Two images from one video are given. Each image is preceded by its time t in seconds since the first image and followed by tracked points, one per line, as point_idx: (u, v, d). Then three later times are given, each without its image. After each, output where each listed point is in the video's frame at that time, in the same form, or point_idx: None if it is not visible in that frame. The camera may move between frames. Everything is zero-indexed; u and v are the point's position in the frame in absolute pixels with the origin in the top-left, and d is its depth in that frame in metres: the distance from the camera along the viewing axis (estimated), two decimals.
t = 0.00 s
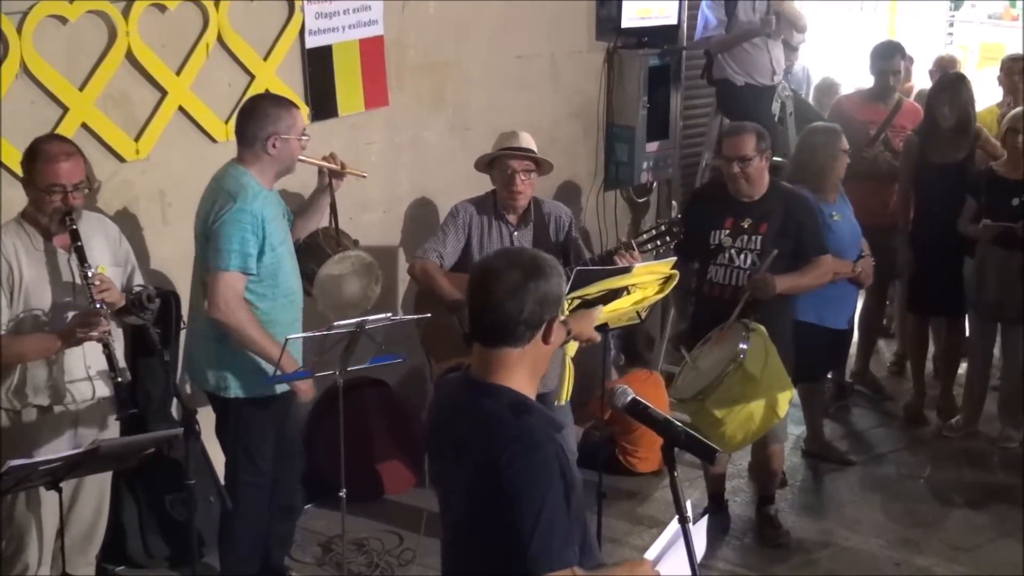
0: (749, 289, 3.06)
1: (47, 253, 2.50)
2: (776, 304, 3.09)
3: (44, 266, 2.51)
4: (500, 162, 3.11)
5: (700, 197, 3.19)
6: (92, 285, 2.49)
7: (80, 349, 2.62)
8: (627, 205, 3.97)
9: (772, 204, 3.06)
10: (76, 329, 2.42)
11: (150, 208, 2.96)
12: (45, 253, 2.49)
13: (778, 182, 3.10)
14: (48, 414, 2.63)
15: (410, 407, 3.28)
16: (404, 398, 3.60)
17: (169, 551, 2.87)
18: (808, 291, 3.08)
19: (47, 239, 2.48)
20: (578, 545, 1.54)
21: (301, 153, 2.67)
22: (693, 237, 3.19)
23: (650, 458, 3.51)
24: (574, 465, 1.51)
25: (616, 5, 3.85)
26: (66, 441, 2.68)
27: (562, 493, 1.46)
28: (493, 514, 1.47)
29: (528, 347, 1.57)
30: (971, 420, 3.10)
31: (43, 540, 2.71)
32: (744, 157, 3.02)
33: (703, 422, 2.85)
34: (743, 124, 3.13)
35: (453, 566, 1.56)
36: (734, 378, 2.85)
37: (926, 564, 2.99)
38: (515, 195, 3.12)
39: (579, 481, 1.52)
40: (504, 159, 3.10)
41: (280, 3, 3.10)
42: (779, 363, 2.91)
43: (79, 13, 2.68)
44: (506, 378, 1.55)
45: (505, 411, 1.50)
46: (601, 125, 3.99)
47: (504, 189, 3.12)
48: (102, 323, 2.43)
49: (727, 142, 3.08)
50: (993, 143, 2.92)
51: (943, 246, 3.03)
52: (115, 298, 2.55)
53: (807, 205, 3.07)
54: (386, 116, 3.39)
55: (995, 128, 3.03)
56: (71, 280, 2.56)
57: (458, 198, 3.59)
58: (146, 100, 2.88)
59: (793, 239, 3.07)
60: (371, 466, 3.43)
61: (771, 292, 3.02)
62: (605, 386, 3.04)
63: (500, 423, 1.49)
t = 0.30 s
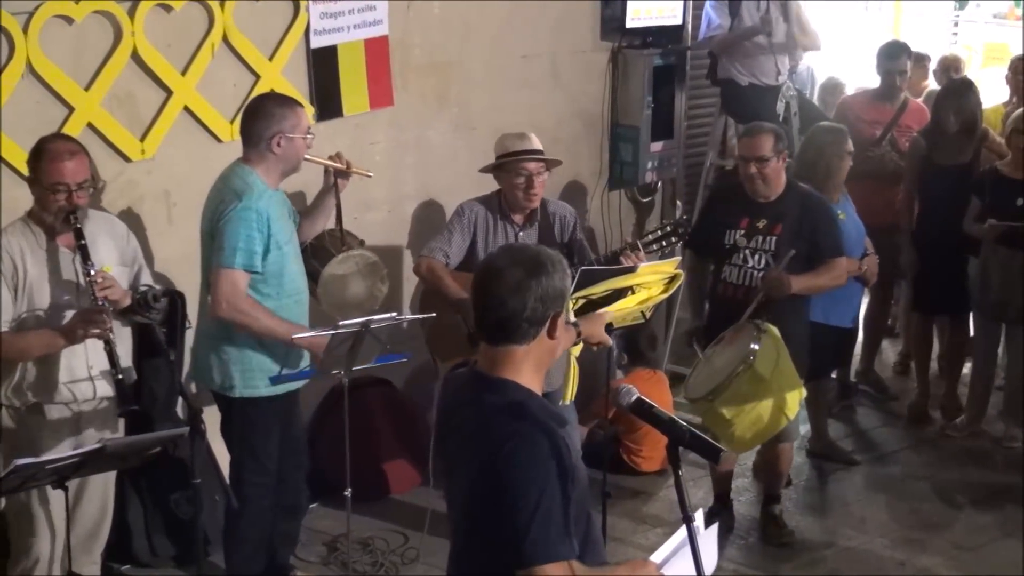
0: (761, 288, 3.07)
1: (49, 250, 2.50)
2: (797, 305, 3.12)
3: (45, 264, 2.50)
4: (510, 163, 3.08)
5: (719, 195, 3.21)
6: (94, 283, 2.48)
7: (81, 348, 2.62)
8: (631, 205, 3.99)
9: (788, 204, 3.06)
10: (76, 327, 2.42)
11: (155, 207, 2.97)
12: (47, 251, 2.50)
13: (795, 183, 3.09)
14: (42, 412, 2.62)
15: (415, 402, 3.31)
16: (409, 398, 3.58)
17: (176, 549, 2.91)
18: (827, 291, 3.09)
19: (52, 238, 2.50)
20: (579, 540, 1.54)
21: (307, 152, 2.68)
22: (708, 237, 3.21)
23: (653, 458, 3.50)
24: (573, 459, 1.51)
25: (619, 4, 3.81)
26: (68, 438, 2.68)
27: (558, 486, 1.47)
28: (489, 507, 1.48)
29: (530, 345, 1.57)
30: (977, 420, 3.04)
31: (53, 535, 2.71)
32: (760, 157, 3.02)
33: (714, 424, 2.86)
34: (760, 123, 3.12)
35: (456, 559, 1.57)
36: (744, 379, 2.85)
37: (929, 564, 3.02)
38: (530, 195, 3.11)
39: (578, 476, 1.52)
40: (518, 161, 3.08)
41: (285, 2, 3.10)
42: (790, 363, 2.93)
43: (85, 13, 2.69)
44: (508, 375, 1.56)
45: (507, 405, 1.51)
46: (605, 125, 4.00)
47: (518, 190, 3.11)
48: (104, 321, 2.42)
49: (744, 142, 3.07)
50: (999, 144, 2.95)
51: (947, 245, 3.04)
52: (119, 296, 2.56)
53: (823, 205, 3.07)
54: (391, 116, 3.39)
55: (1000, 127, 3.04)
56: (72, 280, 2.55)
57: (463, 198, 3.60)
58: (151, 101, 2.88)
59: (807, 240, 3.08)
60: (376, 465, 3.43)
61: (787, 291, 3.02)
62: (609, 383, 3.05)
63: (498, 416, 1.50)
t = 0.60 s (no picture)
0: (773, 290, 3.06)
1: (55, 255, 2.46)
2: (809, 306, 3.10)
3: (50, 269, 2.46)
4: (516, 163, 3.08)
5: (732, 196, 3.19)
6: (98, 291, 2.48)
7: (91, 352, 2.58)
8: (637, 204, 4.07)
9: (798, 206, 3.06)
10: (87, 334, 2.40)
11: (162, 208, 2.97)
12: (51, 257, 2.46)
13: (806, 183, 3.09)
14: (59, 418, 2.56)
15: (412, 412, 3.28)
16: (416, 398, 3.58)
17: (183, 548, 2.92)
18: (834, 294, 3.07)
19: (53, 244, 2.46)
20: (589, 526, 1.54)
21: (310, 152, 2.67)
22: (719, 236, 3.19)
23: (659, 458, 3.53)
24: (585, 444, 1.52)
25: (626, 4, 3.88)
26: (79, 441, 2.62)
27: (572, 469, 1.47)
28: (502, 491, 1.48)
29: (540, 340, 1.54)
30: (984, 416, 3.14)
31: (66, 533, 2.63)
32: (772, 157, 3.02)
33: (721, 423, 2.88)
34: (770, 124, 3.11)
35: (467, 544, 1.57)
36: (750, 378, 2.84)
37: (936, 563, 2.97)
38: (537, 194, 3.12)
39: (590, 461, 1.52)
40: (524, 160, 3.07)
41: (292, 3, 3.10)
42: (797, 363, 2.92)
43: (92, 15, 2.69)
44: (520, 371, 1.53)
45: (521, 390, 1.51)
46: (611, 125, 3.99)
47: (525, 188, 3.11)
48: (113, 330, 2.41)
49: (756, 142, 3.07)
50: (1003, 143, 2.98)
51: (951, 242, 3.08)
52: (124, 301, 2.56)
53: (834, 205, 3.05)
54: (398, 117, 3.39)
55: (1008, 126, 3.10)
56: (78, 284, 2.52)
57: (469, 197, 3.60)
58: (158, 101, 2.89)
59: (818, 240, 3.07)
60: (384, 465, 3.44)
61: (795, 295, 3.02)
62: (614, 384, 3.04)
63: (511, 400, 1.50)
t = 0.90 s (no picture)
0: (775, 290, 3.07)
1: (51, 257, 2.47)
2: (809, 307, 3.11)
3: (44, 272, 2.46)
4: (515, 161, 3.10)
5: (733, 198, 3.20)
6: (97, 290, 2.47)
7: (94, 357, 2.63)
8: (638, 206, 3.99)
9: (800, 205, 3.05)
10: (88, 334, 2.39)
11: (164, 210, 2.98)
12: (46, 259, 2.46)
13: (807, 184, 3.08)
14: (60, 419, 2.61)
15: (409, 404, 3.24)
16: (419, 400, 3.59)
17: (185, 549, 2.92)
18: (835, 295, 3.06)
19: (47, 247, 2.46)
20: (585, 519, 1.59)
21: (306, 150, 2.68)
22: (720, 234, 3.20)
23: (661, 458, 3.54)
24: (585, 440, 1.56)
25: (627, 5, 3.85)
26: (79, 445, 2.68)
27: (573, 464, 1.52)
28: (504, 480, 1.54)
29: (550, 334, 1.60)
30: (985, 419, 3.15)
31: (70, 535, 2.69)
32: (775, 157, 3.01)
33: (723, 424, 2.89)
34: (773, 125, 3.11)
35: (467, 531, 1.63)
36: (752, 378, 2.85)
37: (939, 563, 3.04)
38: (536, 191, 3.13)
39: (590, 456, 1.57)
40: (523, 158, 3.09)
41: (294, 5, 3.11)
42: (797, 364, 2.92)
43: (93, 17, 2.70)
44: (526, 359, 1.59)
45: (528, 384, 1.55)
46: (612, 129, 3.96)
47: (524, 186, 3.12)
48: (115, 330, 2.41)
49: (759, 142, 3.07)
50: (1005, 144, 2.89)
51: (952, 245, 3.08)
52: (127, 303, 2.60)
53: (836, 207, 3.05)
54: (398, 118, 3.40)
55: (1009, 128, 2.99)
56: (78, 284, 2.52)
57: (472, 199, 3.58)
58: (159, 103, 2.89)
59: (821, 241, 3.07)
60: (385, 465, 3.45)
61: (796, 295, 3.02)
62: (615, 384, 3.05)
63: (517, 394, 1.54)
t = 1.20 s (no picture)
0: (770, 292, 3.08)
1: (42, 266, 2.44)
2: (802, 309, 3.12)
3: (33, 283, 2.42)
4: (510, 167, 3.10)
5: (722, 199, 3.19)
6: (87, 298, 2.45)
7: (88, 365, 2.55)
8: (635, 208, 4.04)
9: (794, 207, 3.06)
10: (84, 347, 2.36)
11: (161, 215, 2.98)
12: (35, 269, 2.42)
13: (800, 186, 3.09)
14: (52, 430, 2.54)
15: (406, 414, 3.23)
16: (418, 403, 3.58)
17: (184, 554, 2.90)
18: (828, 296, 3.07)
19: (36, 256, 2.43)
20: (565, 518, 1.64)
21: (307, 165, 2.69)
22: (714, 235, 3.20)
23: (658, 460, 3.54)
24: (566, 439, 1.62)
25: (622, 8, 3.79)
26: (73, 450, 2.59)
27: (553, 462, 1.57)
28: (488, 480, 1.58)
29: (541, 337, 1.65)
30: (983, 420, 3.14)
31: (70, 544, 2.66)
32: (769, 157, 3.01)
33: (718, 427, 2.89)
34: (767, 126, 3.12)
35: (450, 531, 1.67)
36: (748, 381, 2.86)
37: (936, 564, 3.03)
38: (533, 196, 3.13)
39: (569, 454, 1.63)
40: (519, 163, 3.10)
41: (289, 10, 3.11)
42: (793, 365, 2.93)
43: (89, 24, 2.70)
44: (515, 358, 1.64)
45: (513, 384, 1.60)
46: (609, 129, 3.99)
47: (520, 192, 3.12)
48: (108, 340, 2.37)
49: (752, 142, 3.06)
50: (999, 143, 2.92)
51: (947, 250, 3.08)
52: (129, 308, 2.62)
53: (830, 210, 3.06)
54: (395, 122, 3.39)
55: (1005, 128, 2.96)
56: (69, 292, 2.49)
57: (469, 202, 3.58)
58: (155, 109, 2.89)
59: (815, 242, 3.08)
60: (384, 470, 3.45)
61: (792, 297, 3.02)
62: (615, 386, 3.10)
63: (500, 394, 1.59)
